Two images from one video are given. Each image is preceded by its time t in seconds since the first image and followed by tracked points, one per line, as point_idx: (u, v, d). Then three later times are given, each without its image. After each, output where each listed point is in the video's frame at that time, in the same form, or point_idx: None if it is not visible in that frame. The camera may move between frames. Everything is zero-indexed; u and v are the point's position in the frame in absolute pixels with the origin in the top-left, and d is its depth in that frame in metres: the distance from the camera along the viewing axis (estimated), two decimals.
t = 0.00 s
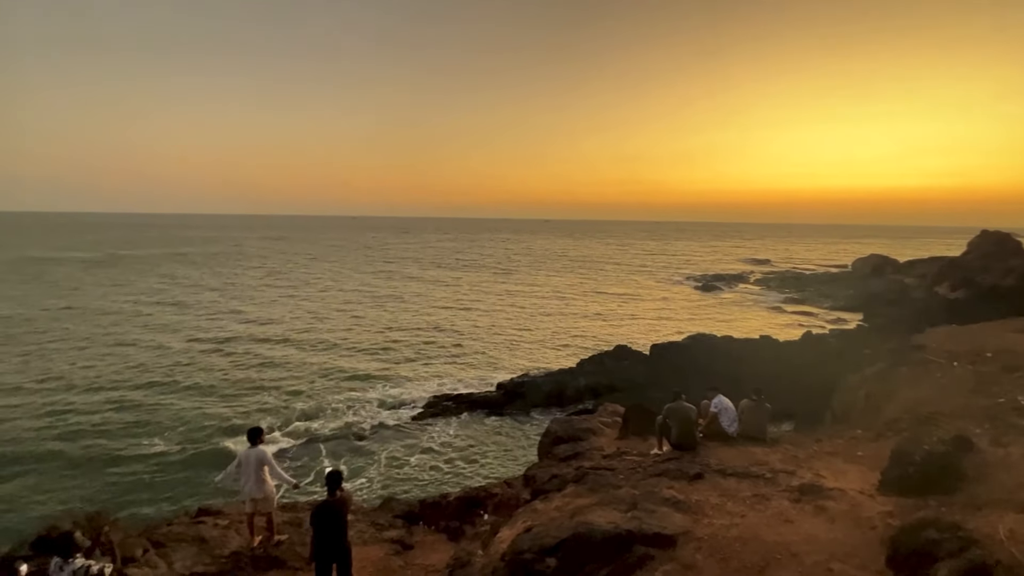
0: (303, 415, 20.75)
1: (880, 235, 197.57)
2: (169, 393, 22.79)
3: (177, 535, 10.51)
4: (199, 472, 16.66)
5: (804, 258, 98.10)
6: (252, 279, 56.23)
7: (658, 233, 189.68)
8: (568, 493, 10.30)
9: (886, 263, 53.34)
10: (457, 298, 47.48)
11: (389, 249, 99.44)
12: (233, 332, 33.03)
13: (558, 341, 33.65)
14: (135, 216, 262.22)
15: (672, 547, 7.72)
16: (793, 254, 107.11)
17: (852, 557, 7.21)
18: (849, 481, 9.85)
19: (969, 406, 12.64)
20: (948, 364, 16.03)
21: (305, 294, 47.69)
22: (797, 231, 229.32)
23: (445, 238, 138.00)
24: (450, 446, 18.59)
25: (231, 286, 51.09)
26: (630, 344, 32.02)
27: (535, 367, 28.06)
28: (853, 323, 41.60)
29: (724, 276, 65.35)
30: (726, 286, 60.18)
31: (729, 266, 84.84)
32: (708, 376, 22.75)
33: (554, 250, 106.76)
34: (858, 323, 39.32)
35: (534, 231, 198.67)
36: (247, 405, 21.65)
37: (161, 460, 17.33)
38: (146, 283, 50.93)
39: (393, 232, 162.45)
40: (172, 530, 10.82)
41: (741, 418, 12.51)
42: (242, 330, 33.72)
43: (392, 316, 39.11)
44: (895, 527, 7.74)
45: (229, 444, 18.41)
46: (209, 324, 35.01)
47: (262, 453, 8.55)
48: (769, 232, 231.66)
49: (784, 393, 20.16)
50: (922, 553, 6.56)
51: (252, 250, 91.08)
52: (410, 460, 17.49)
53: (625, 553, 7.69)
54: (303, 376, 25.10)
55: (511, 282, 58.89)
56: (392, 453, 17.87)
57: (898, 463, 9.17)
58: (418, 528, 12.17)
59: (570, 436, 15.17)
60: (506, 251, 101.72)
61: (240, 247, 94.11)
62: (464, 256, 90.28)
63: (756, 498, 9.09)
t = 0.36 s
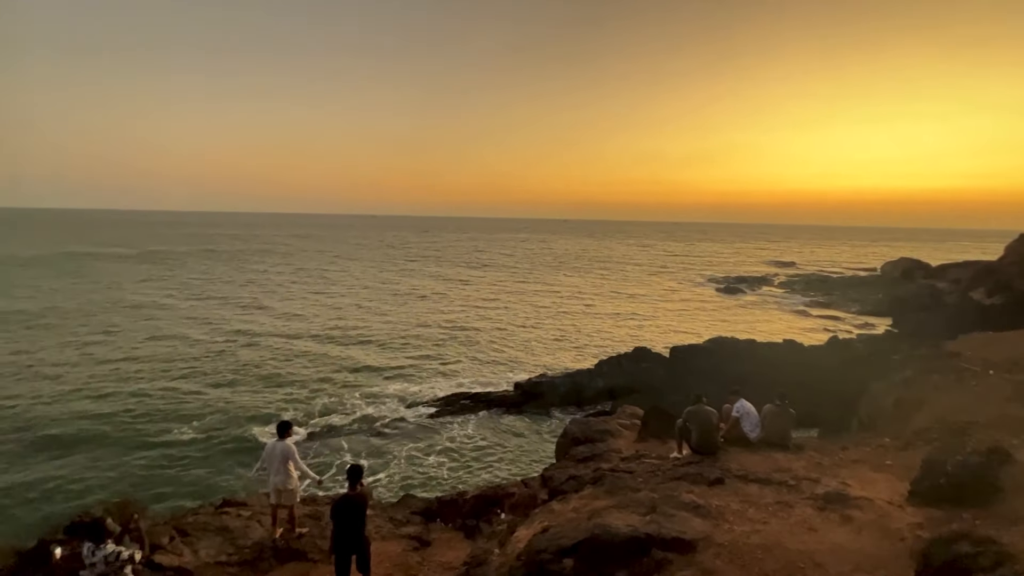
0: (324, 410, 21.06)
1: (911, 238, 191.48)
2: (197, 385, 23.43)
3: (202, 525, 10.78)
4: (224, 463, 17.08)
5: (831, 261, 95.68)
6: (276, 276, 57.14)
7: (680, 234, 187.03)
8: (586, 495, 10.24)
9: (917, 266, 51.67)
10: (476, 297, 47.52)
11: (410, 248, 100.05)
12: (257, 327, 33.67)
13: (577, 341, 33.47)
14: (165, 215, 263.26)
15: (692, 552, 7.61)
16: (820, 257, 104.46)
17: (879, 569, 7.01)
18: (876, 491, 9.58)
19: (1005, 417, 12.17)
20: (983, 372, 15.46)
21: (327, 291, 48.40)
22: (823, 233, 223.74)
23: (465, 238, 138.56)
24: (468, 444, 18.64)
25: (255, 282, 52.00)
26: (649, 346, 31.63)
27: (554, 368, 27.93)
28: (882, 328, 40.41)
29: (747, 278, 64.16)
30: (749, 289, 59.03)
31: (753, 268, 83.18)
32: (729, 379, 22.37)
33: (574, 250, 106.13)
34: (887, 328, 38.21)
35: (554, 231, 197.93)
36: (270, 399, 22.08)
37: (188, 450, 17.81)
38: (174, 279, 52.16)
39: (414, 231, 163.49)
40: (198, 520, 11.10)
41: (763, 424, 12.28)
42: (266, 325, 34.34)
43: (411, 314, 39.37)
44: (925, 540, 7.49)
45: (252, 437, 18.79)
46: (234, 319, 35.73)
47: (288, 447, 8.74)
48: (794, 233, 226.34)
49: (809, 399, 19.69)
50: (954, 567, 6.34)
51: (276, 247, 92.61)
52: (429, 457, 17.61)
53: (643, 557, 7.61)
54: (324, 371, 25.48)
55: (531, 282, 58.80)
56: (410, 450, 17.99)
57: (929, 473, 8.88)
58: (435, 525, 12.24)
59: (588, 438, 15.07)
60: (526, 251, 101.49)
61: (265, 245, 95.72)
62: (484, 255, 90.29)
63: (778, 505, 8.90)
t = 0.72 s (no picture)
0: (344, 406, 21.35)
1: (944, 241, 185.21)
2: (222, 379, 23.96)
3: (226, 516, 11.04)
4: (247, 457, 17.43)
5: (860, 264, 93.08)
6: (298, 274, 57.91)
7: (702, 236, 184.25)
8: (604, 497, 10.18)
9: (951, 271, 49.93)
10: (496, 297, 47.47)
11: (430, 248, 100.42)
12: (280, 323, 34.27)
13: (596, 342, 33.24)
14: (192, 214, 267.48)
15: (711, 559, 7.50)
16: (847, 260, 101.72)
17: None
18: (905, 502, 9.30)
19: None
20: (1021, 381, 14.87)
21: (348, 289, 48.99)
22: (851, 235, 217.75)
23: (485, 238, 138.91)
24: (485, 443, 18.68)
25: (279, 280, 52.81)
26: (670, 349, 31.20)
27: (572, 369, 27.78)
28: (912, 334, 39.19)
29: (771, 281, 62.93)
30: (774, 292, 57.82)
31: (778, 271, 81.48)
32: (751, 384, 21.98)
33: (594, 252, 105.30)
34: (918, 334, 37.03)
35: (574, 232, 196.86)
36: (292, 394, 22.46)
37: (213, 442, 18.25)
38: (201, 276, 53.26)
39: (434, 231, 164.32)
40: (223, 511, 11.37)
41: (787, 430, 12.00)
42: (289, 322, 34.92)
43: (431, 313, 39.60)
44: (958, 554, 7.24)
45: (275, 431, 19.18)
46: (258, 315, 36.40)
47: (309, 442, 8.88)
48: (821, 236, 220.80)
49: (835, 405, 19.19)
50: None
51: (299, 245, 93.97)
52: (447, 455, 17.69)
53: (662, 561, 7.53)
54: (344, 368, 25.84)
55: (550, 282, 58.62)
56: (429, 447, 18.10)
57: (962, 486, 8.59)
58: (452, 523, 12.29)
59: (606, 440, 14.96)
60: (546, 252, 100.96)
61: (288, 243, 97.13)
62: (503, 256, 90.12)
63: (802, 514, 8.71)
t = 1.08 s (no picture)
0: (364, 403, 21.62)
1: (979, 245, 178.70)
2: (248, 373, 24.51)
3: (250, 508, 11.27)
4: (271, 451, 17.79)
5: (890, 268, 90.36)
6: (322, 272, 58.84)
7: (725, 237, 181.27)
8: (624, 500, 10.08)
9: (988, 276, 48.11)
10: (515, 298, 47.49)
11: (450, 248, 100.94)
12: (303, 320, 34.88)
13: (616, 344, 33.01)
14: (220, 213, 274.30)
15: (734, 567, 7.35)
16: (877, 264, 98.83)
17: None
18: (939, 514, 8.98)
19: None
20: None
21: (370, 287, 49.65)
22: (882, 238, 211.45)
23: (505, 238, 139.45)
24: (504, 443, 18.69)
25: (303, 278, 53.79)
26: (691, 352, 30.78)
27: (592, 370, 27.62)
28: (945, 341, 37.90)
29: (796, 284, 61.68)
30: (799, 296, 56.55)
31: (804, 274, 79.68)
32: (775, 389, 21.51)
33: (614, 253, 104.42)
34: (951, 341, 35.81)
35: (594, 233, 195.70)
36: (314, 390, 22.83)
37: (238, 436, 18.69)
38: (228, 273, 54.52)
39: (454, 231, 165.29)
40: (248, 503, 11.62)
41: (814, 437, 11.71)
42: (313, 319, 35.55)
43: (451, 312, 39.84)
44: (996, 570, 6.97)
45: (298, 426, 19.53)
46: (282, 312, 37.12)
47: (323, 439, 8.98)
48: (850, 238, 214.98)
49: (863, 413, 18.67)
50: None
51: (322, 244, 95.47)
52: (466, 454, 17.75)
53: (683, 567, 7.42)
54: (365, 365, 26.16)
55: (570, 283, 58.48)
56: (448, 445, 18.20)
57: (1001, 500, 8.25)
58: (471, 522, 12.33)
59: (626, 443, 14.83)
60: (565, 253, 100.44)
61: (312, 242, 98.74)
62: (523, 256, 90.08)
63: (830, 523, 8.49)
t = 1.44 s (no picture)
0: (387, 401, 21.89)
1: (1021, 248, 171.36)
2: (274, 370, 25.05)
3: (276, 502, 11.51)
4: (296, 446, 18.12)
5: (926, 271, 87.32)
6: (347, 271, 59.84)
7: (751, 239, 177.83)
8: (647, 505, 9.96)
9: None
10: (537, 298, 47.48)
11: (472, 248, 101.45)
12: (329, 318, 35.53)
13: (638, 346, 32.62)
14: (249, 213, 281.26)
15: None
16: (911, 267, 95.57)
17: None
18: (979, 527, 8.61)
19: None
20: None
21: (393, 286, 50.23)
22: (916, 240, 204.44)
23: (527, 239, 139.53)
24: (525, 443, 18.67)
25: (329, 277, 54.81)
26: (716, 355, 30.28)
27: (614, 372, 27.42)
28: (985, 347, 36.46)
29: (826, 287, 60.04)
30: (829, 299, 55.11)
31: (834, 277, 77.61)
32: (803, 395, 20.99)
33: (638, 254, 103.44)
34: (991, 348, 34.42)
35: (617, 234, 194.16)
36: (338, 386, 23.22)
37: (265, 431, 19.11)
38: (257, 272, 55.87)
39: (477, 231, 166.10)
40: (274, 497, 11.88)
41: (844, 445, 11.38)
42: (338, 317, 36.17)
43: (473, 311, 40.07)
44: None
45: (323, 422, 19.88)
46: (309, 310, 37.87)
47: (345, 436, 9.12)
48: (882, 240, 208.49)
49: (896, 421, 18.08)
50: None
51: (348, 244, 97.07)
52: (487, 453, 17.79)
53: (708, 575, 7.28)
54: (388, 363, 26.49)
55: (591, 285, 58.07)
56: (469, 445, 18.27)
57: None
58: (492, 522, 12.34)
59: (648, 446, 14.66)
60: (588, 254, 99.94)
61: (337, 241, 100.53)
62: (545, 257, 89.88)
63: (861, 534, 8.23)
